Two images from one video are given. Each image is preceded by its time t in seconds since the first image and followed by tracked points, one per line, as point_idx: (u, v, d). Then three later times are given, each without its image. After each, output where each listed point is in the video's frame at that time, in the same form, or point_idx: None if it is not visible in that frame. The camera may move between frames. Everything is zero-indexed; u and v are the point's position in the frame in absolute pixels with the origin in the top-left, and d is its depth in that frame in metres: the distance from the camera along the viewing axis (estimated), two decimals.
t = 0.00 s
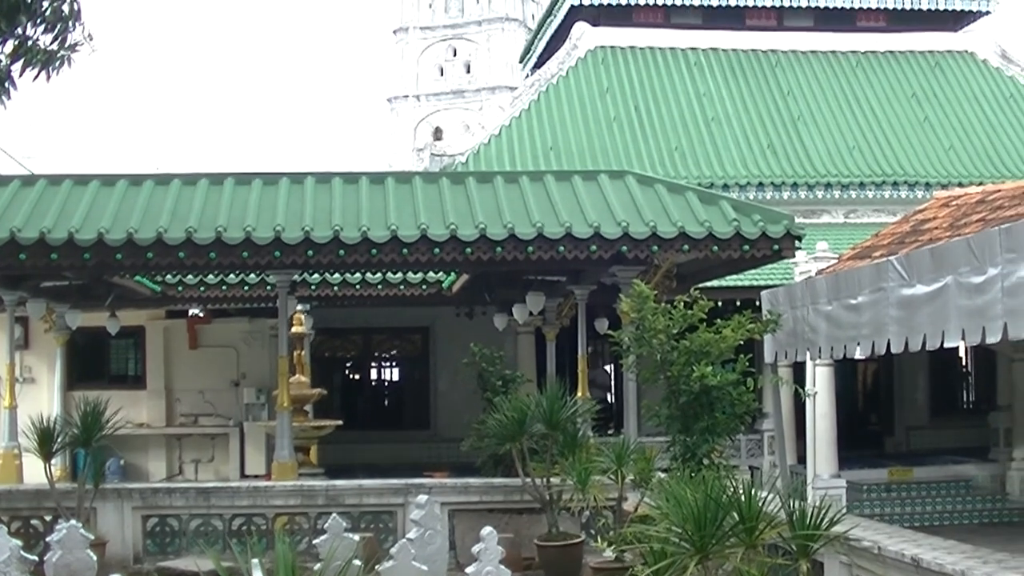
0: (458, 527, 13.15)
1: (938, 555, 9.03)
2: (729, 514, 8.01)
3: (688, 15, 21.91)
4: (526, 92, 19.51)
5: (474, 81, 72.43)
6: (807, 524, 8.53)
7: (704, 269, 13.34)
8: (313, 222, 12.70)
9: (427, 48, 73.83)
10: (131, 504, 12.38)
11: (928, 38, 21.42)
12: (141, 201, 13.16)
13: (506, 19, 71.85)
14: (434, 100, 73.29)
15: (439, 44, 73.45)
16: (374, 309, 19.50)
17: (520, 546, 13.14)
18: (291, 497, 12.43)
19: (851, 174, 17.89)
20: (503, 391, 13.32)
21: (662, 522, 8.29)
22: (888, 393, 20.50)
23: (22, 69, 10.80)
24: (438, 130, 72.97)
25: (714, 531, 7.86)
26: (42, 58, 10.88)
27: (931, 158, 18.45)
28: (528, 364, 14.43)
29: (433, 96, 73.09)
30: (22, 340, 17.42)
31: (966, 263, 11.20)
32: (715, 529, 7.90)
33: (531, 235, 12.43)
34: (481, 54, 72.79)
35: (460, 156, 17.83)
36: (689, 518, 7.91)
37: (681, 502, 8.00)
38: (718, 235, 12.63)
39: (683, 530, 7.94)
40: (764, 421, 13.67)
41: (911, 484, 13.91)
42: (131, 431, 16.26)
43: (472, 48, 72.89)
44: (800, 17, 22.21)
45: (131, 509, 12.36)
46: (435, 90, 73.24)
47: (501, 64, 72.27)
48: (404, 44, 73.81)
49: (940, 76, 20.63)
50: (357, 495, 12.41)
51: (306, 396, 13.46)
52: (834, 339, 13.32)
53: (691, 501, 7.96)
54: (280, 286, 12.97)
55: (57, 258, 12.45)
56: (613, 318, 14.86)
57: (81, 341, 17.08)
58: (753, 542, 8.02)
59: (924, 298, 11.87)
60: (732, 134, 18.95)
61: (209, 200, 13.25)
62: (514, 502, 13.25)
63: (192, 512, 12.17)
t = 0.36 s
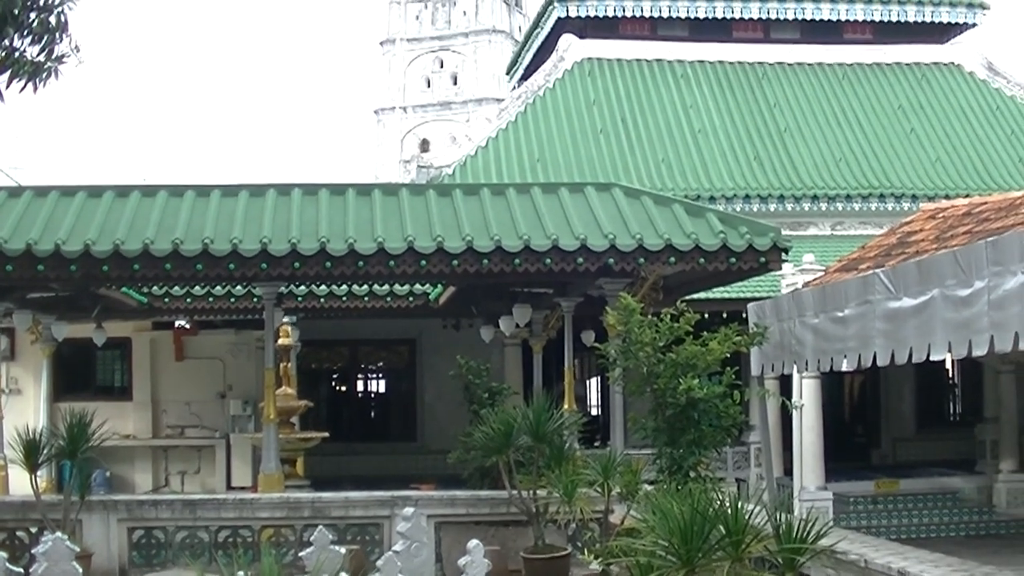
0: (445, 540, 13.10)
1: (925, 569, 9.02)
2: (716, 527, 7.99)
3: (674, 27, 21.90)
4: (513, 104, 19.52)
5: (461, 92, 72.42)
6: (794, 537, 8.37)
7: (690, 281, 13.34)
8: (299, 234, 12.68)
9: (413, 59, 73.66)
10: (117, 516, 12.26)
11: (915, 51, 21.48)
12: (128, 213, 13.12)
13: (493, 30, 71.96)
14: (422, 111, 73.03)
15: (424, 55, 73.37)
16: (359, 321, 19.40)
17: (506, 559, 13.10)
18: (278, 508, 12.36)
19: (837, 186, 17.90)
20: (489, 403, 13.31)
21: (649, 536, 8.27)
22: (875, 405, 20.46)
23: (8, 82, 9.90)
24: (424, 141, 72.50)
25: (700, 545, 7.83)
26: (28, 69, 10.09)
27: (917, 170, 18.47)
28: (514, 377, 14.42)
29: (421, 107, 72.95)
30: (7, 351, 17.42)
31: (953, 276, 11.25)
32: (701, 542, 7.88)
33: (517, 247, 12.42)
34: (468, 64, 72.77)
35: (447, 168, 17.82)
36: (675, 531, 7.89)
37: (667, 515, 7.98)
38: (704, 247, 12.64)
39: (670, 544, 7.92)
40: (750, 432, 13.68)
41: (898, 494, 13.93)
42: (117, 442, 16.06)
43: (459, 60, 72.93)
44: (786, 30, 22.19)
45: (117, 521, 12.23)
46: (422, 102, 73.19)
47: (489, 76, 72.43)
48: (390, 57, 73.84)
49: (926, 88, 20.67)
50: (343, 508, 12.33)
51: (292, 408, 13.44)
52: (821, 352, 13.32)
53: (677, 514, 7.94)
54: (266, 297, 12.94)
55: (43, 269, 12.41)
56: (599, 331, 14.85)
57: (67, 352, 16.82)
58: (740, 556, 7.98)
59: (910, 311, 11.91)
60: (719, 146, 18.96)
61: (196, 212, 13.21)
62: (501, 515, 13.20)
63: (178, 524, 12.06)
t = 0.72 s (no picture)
0: (436, 562, 13.08)
1: None
2: (707, 550, 7.94)
3: (665, 50, 21.55)
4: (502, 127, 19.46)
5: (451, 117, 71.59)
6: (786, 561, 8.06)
7: (681, 304, 13.34)
8: (290, 256, 12.65)
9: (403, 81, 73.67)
10: (107, 538, 11.98)
11: (907, 71, 21.42)
12: (118, 235, 13.08)
13: (483, 53, 71.88)
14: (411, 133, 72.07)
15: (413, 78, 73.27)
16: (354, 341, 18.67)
17: None
18: (269, 530, 11.97)
19: (828, 208, 17.89)
20: (480, 425, 13.31)
21: (641, 559, 8.23)
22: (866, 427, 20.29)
23: None
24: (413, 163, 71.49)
25: (690, 569, 7.78)
26: (17, 94, 10.03)
27: (907, 193, 18.48)
28: (505, 399, 14.41)
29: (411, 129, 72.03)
30: None
31: (944, 298, 11.28)
32: (691, 566, 7.83)
33: (508, 269, 12.42)
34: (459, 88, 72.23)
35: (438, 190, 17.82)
36: (666, 554, 7.84)
37: (658, 538, 7.95)
38: (695, 269, 12.65)
39: (660, 567, 7.88)
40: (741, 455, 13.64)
41: (889, 517, 13.93)
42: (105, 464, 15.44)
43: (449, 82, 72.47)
44: (776, 51, 21.74)
45: (107, 544, 11.96)
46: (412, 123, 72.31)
47: (478, 99, 71.62)
48: (381, 79, 73.87)
49: (917, 110, 20.68)
50: (334, 529, 12.02)
51: (282, 430, 13.41)
52: (812, 374, 13.35)
53: (668, 537, 7.91)
54: (257, 319, 12.93)
55: (34, 291, 12.38)
56: (590, 353, 14.85)
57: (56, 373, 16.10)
58: None
59: (901, 333, 11.95)
60: (710, 169, 18.91)
61: (187, 234, 13.17)
62: (492, 537, 13.11)
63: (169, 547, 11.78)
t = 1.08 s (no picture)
0: None
1: None
2: (701, 573, 7.89)
3: (657, 71, 20.90)
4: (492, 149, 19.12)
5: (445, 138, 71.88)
6: None
7: (674, 326, 13.34)
8: (282, 280, 12.64)
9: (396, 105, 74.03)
10: (100, 563, 11.94)
11: (902, 93, 20.99)
12: (110, 260, 13.04)
13: (476, 75, 72.16)
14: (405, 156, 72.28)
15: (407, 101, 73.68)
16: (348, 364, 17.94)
17: None
18: (262, 555, 11.91)
19: (821, 230, 17.83)
20: (473, 448, 13.30)
21: None
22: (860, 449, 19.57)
23: None
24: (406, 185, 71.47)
25: None
26: (6, 118, 9.00)
27: (900, 214, 18.36)
28: (499, 422, 14.40)
29: (404, 152, 72.19)
30: None
31: (936, 319, 11.30)
32: None
33: (501, 292, 12.42)
34: (451, 110, 72.46)
35: (430, 213, 17.82)
36: None
37: (651, 561, 7.92)
38: (688, 291, 12.65)
39: None
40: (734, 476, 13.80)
41: (883, 538, 13.92)
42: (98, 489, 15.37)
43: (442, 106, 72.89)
44: (770, 73, 21.05)
45: (100, 569, 11.92)
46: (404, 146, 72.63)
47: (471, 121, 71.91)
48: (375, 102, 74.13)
49: (911, 127, 20.42)
50: (328, 554, 11.92)
51: (276, 454, 13.38)
52: (805, 396, 13.35)
53: (662, 560, 7.88)
54: (250, 343, 12.90)
55: (26, 315, 12.34)
56: (583, 376, 14.85)
57: (48, 398, 15.98)
58: None
59: (894, 354, 11.95)
60: (702, 191, 18.65)
61: (179, 258, 13.14)
62: (486, 560, 13.00)
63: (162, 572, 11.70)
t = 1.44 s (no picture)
0: None
1: None
2: None
3: (648, 97, 20.73)
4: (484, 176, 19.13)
5: (436, 165, 71.92)
6: None
7: (665, 352, 13.34)
8: (273, 306, 12.62)
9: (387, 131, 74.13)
10: None
11: (892, 118, 20.96)
12: (101, 285, 13.00)
13: (467, 101, 72.65)
14: (396, 182, 72.14)
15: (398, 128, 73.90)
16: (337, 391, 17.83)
17: None
18: None
19: (811, 256, 17.87)
20: (464, 475, 13.29)
21: None
22: (851, 474, 19.38)
23: None
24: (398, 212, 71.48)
25: None
26: None
27: (891, 241, 18.41)
28: (490, 449, 14.40)
29: (395, 179, 72.06)
30: None
31: (927, 346, 11.31)
32: None
33: (492, 318, 12.42)
34: (443, 137, 72.68)
35: (421, 239, 17.83)
36: None
37: None
38: (678, 317, 12.66)
39: None
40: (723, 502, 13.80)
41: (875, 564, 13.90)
42: (88, 515, 15.23)
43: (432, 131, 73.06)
44: (760, 99, 20.97)
45: None
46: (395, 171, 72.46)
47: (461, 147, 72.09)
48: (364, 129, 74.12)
49: (902, 152, 20.43)
50: None
51: (265, 480, 13.33)
52: (796, 423, 13.36)
53: None
54: (240, 368, 12.88)
55: (17, 341, 12.30)
56: (574, 402, 14.85)
57: (38, 424, 15.86)
58: None
59: (884, 381, 11.97)
60: (693, 218, 18.65)
61: (170, 284, 13.10)
62: None
63: None
